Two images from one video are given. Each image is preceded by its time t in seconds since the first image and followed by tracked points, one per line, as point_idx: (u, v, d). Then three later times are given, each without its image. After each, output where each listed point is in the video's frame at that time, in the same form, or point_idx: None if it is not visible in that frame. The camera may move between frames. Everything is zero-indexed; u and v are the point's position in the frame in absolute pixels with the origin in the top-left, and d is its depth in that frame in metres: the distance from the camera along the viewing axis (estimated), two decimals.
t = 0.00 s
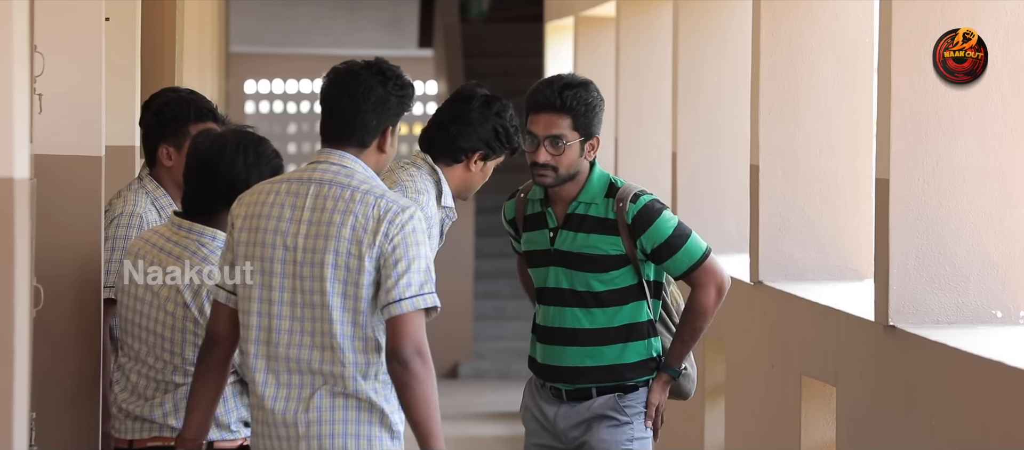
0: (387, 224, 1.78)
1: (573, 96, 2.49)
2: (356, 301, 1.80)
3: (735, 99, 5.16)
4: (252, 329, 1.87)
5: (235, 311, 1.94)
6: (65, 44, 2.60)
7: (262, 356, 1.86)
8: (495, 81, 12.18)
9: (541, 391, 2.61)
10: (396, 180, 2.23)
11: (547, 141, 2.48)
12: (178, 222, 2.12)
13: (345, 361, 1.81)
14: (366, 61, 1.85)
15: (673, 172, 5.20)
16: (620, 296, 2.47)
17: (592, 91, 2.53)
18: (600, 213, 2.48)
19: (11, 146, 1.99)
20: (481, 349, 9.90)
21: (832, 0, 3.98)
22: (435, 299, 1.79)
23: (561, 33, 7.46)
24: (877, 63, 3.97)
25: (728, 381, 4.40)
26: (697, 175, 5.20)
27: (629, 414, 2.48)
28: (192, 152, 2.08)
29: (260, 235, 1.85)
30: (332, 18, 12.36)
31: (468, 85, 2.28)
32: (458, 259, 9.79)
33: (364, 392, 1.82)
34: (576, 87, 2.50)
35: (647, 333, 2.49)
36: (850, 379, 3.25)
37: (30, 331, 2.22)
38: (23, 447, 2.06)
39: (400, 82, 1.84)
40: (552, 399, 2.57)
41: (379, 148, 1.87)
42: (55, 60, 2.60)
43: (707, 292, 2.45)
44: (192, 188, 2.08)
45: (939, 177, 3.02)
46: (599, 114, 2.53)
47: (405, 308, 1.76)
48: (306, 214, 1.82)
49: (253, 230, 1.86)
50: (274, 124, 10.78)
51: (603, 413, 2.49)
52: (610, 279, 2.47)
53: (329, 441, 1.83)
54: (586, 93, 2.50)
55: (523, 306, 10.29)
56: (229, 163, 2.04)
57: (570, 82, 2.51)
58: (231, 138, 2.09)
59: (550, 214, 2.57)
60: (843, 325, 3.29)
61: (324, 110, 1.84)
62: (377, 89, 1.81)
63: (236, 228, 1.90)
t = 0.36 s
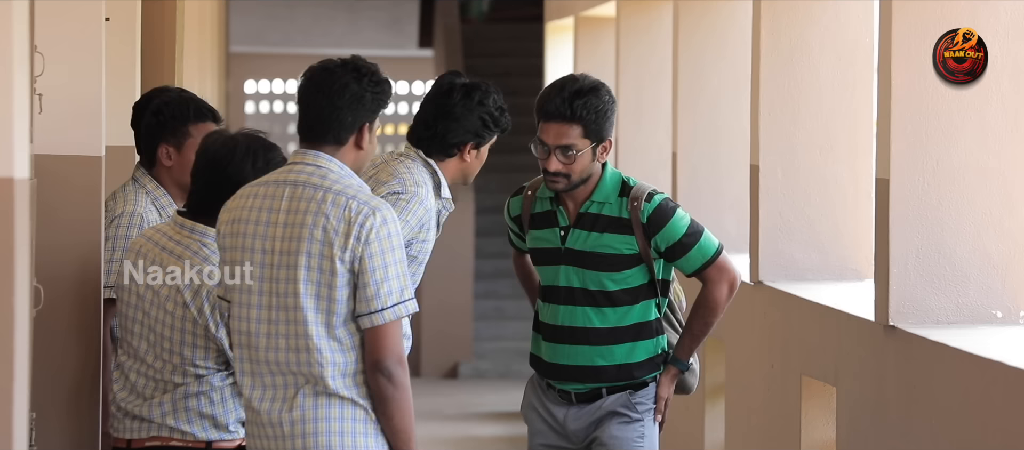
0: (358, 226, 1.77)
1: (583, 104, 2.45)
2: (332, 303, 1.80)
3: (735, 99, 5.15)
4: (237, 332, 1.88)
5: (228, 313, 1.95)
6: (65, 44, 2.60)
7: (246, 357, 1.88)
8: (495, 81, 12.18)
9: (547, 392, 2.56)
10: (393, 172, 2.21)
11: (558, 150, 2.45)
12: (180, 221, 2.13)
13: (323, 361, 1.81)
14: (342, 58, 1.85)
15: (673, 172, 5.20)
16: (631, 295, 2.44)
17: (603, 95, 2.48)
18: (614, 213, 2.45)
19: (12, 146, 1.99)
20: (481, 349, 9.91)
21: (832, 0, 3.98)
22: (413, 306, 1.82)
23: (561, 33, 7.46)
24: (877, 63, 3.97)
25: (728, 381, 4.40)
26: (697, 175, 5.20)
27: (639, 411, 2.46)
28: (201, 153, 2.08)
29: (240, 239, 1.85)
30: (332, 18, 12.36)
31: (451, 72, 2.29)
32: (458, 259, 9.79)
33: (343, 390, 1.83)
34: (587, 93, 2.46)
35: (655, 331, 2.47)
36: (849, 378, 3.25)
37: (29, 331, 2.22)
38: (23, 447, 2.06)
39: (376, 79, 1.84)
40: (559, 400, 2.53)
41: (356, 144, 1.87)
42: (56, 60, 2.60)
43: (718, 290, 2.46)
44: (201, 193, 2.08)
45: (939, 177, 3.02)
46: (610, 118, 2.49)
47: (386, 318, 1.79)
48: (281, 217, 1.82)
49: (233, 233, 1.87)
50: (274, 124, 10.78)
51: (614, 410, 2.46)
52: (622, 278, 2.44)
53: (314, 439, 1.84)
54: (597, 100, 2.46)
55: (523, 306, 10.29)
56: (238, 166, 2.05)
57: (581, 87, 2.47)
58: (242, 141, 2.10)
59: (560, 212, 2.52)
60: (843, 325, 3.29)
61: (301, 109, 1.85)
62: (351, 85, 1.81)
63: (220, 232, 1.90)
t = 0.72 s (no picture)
0: (332, 226, 1.78)
1: (582, 94, 2.47)
2: (311, 303, 1.81)
3: (734, 99, 5.15)
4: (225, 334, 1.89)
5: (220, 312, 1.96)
6: (66, 44, 2.60)
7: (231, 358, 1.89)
8: (495, 81, 12.18)
9: (550, 391, 2.57)
10: (380, 164, 2.14)
11: (557, 139, 2.44)
12: (192, 223, 2.14)
13: (305, 361, 1.82)
14: (317, 56, 1.87)
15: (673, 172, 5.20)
16: (634, 297, 2.44)
17: (602, 89, 2.50)
18: (613, 215, 2.45)
19: (11, 146, 2.00)
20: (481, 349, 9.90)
21: None
22: (394, 303, 1.84)
23: (561, 33, 7.45)
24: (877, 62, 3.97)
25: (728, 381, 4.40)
26: (697, 175, 5.20)
27: (643, 411, 2.46)
28: (222, 158, 2.19)
29: (223, 242, 1.86)
30: (332, 18, 12.42)
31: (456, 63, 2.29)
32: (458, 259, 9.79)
33: (327, 387, 1.85)
34: (586, 85, 2.48)
35: (659, 333, 2.47)
36: (849, 377, 3.25)
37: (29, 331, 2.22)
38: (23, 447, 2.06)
39: (352, 74, 1.86)
40: (563, 399, 2.53)
41: (336, 140, 1.87)
42: (56, 60, 2.60)
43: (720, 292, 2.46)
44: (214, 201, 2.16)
45: (939, 177, 3.02)
46: (608, 113, 2.50)
47: (366, 317, 1.81)
48: (261, 219, 1.82)
49: (217, 235, 1.88)
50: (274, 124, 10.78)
51: (618, 410, 2.46)
52: (623, 280, 2.43)
53: (301, 438, 1.85)
54: (596, 92, 2.48)
55: (523, 306, 10.29)
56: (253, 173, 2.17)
57: (580, 80, 2.49)
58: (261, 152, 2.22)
59: (560, 215, 2.53)
60: (843, 325, 3.29)
61: (278, 109, 1.85)
62: (328, 80, 1.82)
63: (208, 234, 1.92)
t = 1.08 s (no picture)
0: (319, 221, 1.79)
1: (591, 85, 2.50)
2: (298, 298, 1.82)
3: (735, 99, 5.16)
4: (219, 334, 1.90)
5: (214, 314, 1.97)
6: (65, 45, 2.61)
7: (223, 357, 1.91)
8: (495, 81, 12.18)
9: (550, 390, 2.56)
10: (384, 164, 2.13)
11: (560, 127, 2.47)
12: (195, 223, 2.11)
13: (291, 358, 1.84)
14: (305, 56, 1.89)
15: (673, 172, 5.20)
16: (638, 296, 2.44)
17: (613, 86, 2.52)
18: (618, 212, 2.45)
19: (12, 147, 2.00)
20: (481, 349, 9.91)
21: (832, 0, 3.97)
22: (374, 297, 1.83)
23: (561, 33, 7.45)
24: (877, 62, 3.98)
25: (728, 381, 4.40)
26: (697, 175, 5.19)
27: (645, 416, 2.47)
28: (223, 155, 2.20)
29: (215, 243, 1.88)
30: (332, 18, 12.20)
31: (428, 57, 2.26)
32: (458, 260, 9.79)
33: (312, 385, 1.86)
34: (596, 78, 2.51)
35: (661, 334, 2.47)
36: (849, 377, 3.25)
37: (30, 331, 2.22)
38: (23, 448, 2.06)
39: (339, 72, 1.88)
40: (563, 400, 2.53)
41: (325, 138, 1.90)
42: (55, 61, 2.60)
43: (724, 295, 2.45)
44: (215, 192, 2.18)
45: (938, 177, 3.02)
46: (618, 109, 2.51)
47: (345, 311, 1.81)
48: (250, 217, 1.84)
49: (209, 235, 1.89)
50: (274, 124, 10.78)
51: (619, 415, 2.46)
52: (627, 278, 2.43)
53: (289, 436, 1.87)
54: (605, 86, 2.50)
55: (523, 306, 10.29)
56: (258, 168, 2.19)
57: (592, 73, 2.52)
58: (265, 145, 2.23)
59: (566, 212, 2.53)
60: (844, 325, 3.28)
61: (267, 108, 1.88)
62: (314, 79, 1.85)
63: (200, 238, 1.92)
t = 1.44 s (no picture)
0: (302, 222, 1.81)
1: (600, 88, 2.46)
2: (283, 300, 1.84)
3: (735, 99, 5.16)
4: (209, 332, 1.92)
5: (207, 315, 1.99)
6: (65, 46, 2.60)
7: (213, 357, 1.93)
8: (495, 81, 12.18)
9: (570, 394, 2.52)
10: (362, 158, 2.17)
11: (569, 131, 2.45)
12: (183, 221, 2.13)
13: (276, 358, 1.85)
14: (291, 55, 1.89)
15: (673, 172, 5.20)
16: (659, 294, 2.42)
17: (625, 87, 2.48)
18: (638, 211, 2.42)
19: (12, 147, 2.00)
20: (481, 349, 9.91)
21: None
22: (360, 299, 1.84)
23: (561, 33, 7.45)
24: (877, 63, 3.99)
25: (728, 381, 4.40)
26: (697, 175, 5.19)
27: (669, 419, 2.45)
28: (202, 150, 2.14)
29: (205, 243, 1.90)
30: (332, 18, 12.09)
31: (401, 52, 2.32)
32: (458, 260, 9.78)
33: (299, 385, 1.87)
34: (607, 80, 2.47)
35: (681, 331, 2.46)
36: (849, 378, 3.25)
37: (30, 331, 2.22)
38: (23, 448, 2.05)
39: (325, 70, 1.88)
40: (586, 402, 2.49)
41: (315, 136, 1.90)
42: (55, 61, 2.60)
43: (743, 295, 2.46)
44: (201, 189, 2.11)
45: (939, 177, 3.02)
46: (629, 111, 2.48)
47: (331, 313, 1.82)
48: (237, 218, 1.86)
49: (201, 235, 1.91)
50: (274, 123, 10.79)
51: (644, 418, 2.44)
52: (649, 277, 2.41)
53: (276, 436, 1.88)
54: (616, 89, 2.46)
55: (523, 306, 10.29)
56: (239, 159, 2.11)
57: (602, 75, 2.48)
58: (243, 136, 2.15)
59: (582, 212, 2.48)
60: (844, 326, 3.29)
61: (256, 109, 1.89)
62: (300, 79, 1.85)
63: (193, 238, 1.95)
